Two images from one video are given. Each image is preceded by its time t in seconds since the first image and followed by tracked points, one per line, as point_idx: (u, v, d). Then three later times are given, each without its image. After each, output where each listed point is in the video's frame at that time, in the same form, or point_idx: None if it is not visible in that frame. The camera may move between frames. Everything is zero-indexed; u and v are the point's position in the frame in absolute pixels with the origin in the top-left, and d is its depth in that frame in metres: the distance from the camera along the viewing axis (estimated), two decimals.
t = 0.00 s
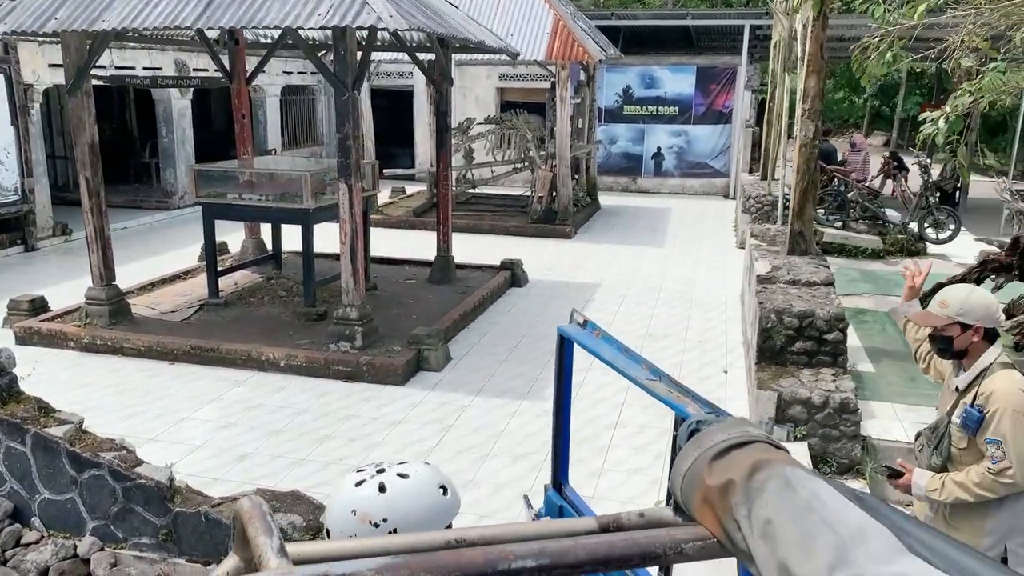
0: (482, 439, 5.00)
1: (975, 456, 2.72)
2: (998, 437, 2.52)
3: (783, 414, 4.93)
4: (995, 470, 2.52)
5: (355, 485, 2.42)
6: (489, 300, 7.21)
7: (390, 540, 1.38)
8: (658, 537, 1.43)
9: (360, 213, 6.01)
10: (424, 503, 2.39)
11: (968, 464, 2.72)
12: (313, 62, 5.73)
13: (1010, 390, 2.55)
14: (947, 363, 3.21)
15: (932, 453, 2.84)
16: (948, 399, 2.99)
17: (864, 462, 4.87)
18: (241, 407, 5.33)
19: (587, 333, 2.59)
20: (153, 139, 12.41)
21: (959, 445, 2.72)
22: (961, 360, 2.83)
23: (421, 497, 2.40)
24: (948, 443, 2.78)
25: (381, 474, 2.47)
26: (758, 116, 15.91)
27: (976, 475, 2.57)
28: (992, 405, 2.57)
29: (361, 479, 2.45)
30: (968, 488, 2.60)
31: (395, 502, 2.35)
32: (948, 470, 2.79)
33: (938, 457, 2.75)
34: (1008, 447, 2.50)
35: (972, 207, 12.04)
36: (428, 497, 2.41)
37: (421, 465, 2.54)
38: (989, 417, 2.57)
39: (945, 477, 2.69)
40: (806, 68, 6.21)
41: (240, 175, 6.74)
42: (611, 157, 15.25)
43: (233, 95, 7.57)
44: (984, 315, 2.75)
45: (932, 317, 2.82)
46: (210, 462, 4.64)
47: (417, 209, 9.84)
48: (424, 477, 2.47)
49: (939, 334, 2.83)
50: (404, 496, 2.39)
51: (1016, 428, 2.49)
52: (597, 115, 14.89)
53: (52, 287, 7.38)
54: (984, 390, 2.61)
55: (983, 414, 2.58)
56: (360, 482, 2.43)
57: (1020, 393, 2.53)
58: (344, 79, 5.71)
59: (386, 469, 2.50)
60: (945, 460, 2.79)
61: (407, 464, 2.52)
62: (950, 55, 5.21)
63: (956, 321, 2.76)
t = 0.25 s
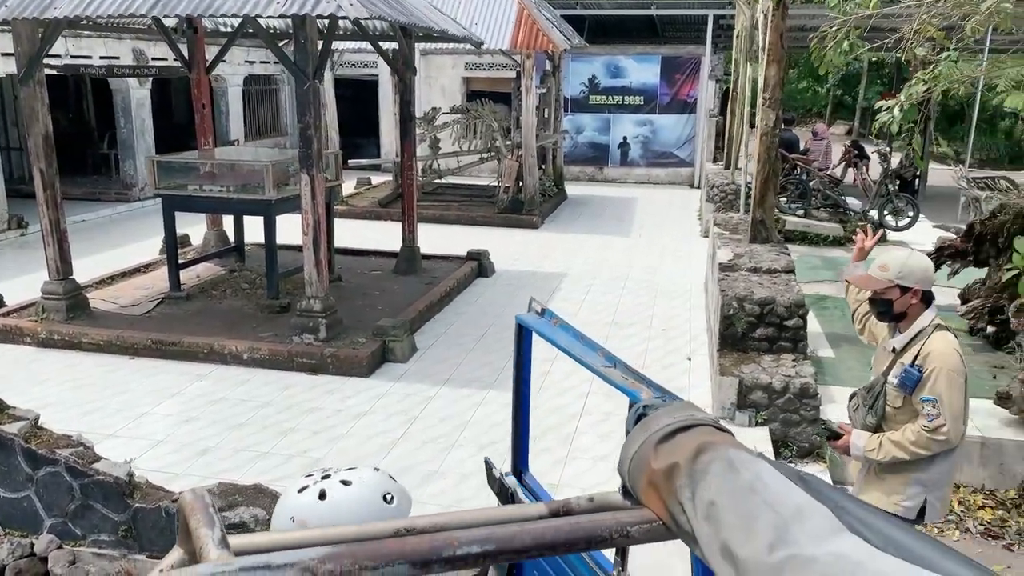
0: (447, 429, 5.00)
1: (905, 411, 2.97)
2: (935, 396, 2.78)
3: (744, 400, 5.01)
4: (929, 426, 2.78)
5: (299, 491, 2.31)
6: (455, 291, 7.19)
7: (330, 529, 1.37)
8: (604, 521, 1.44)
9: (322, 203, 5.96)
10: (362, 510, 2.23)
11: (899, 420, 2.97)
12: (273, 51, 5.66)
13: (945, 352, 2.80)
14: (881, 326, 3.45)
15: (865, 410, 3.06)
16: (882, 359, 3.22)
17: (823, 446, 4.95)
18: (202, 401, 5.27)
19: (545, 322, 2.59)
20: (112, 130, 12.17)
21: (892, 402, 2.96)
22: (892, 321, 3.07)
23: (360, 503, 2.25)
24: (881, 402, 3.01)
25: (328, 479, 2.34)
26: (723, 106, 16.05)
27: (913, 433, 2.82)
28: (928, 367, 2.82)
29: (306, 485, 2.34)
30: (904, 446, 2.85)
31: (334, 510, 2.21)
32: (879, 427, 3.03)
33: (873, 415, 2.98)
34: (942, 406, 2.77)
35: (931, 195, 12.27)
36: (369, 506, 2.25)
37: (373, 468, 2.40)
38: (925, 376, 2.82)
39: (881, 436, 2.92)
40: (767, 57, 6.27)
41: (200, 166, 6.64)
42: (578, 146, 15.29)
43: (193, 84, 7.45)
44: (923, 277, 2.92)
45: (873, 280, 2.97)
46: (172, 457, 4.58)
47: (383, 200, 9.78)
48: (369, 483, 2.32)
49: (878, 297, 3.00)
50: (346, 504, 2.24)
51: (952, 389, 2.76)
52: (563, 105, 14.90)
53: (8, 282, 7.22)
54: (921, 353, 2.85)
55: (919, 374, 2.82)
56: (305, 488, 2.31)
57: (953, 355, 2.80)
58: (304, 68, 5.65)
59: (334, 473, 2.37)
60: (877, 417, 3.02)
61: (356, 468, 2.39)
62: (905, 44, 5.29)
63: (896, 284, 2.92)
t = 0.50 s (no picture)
0: (408, 419, 4.99)
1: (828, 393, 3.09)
2: (860, 378, 2.89)
3: (702, 385, 5.08)
4: (853, 407, 2.89)
5: (227, 496, 2.28)
6: (416, 281, 7.17)
7: (274, 520, 1.36)
8: (550, 505, 1.45)
9: (278, 194, 5.89)
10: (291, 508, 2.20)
11: (823, 401, 3.09)
12: (225, 38, 5.56)
13: (870, 337, 2.92)
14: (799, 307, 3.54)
15: (791, 391, 3.17)
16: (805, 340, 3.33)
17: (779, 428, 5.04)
18: (158, 396, 5.19)
19: (499, 310, 2.57)
20: (62, 120, 11.87)
21: (817, 384, 3.08)
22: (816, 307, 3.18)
23: (289, 503, 2.21)
24: (807, 384, 3.12)
25: (257, 482, 2.31)
26: (682, 93, 16.17)
27: (839, 413, 2.91)
28: (855, 350, 2.93)
29: (234, 490, 2.30)
30: (829, 426, 2.95)
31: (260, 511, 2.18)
32: (804, 408, 3.14)
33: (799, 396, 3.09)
34: (866, 387, 2.88)
35: (885, 181, 12.52)
36: (297, 504, 2.22)
37: (304, 469, 2.38)
38: (851, 359, 2.93)
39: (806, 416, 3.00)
40: (722, 46, 6.33)
41: (153, 156, 6.51)
42: (539, 135, 15.30)
43: (144, 73, 7.29)
44: (847, 263, 3.03)
45: (801, 267, 3.08)
46: (126, 453, 4.50)
47: (343, 189, 9.69)
48: (297, 483, 2.29)
49: (805, 283, 3.10)
50: (273, 505, 2.21)
51: (877, 371, 2.88)
52: (524, 93, 14.88)
53: None
54: (848, 336, 2.96)
55: (845, 357, 2.93)
56: (234, 493, 2.29)
57: (878, 339, 2.92)
58: (258, 55, 5.57)
59: (263, 477, 2.34)
60: (801, 399, 3.13)
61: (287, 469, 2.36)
62: (855, 32, 5.38)
63: (822, 271, 3.03)
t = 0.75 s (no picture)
0: (373, 411, 4.97)
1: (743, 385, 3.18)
2: (764, 368, 2.97)
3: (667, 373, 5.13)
4: (758, 397, 2.97)
5: (169, 498, 2.27)
6: (381, 273, 7.13)
7: (227, 514, 1.35)
8: (505, 493, 1.46)
9: (239, 186, 5.81)
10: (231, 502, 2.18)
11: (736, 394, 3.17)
12: (182, 27, 5.46)
13: (776, 328, 3.00)
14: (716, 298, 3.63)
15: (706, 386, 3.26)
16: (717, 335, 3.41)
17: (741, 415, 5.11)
18: (118, 392, 5.11)
19: (460, 301, 2.55)
20: (16, 111, 11.58)
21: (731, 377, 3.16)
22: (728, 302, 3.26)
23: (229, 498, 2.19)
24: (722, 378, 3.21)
25: (198, 482, 2.29)
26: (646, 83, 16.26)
27: (743, 401, 2.99)
28: (761, 342, 3.02)
29: (172, 493, 2.27)
30: (733, 412, 3.02)
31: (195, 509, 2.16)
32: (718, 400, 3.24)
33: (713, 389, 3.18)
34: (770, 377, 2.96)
35: (845, 171, 12.73)
36: (233, 499, 2.20)
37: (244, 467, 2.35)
38: (757, 351, 3.01)
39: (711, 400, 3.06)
40: (684, 36, 6.38)
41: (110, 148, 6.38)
42: (505, 125, 15.28)
43: (100, 63, 7.14)
44: (752, 258, 3.11)
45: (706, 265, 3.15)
46: (86, 450, 4.43)
47: (307, 181, 9.60)
48: (236, 480, 2.26)
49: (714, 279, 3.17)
50: (209, 501, 2.19)
51: (781, 361, 2.95)
52: (489, 83, 14.85)
53: None
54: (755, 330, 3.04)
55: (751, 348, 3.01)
56: (175, 494, 2.27)
57: (782, 331, 3.00)
58: (216, 45, 5.48)
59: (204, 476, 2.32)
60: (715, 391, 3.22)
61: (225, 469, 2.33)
62: (813, 23, 5.45)
63: (725, 267, 3.10)
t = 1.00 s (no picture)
0: (335, 405, 4.94)
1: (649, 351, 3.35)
2: (659, 340, 3.14)
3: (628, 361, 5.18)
4: (655, 366, 3.16)
5: (116, 497, 2.24)
6: (342, 265, 7.07)
7: (177, 510, 1.33)
8: (459, 483, 1.47)
9: (195, 178, 5.71)
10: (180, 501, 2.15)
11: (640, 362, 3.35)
12: (133, 16, 5.34)
13: (669, 300, 3.14)
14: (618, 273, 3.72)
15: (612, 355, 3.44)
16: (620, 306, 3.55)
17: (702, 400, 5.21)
18: (72, 390, 5.00)
19: (418, 292, 2.54)
20: None
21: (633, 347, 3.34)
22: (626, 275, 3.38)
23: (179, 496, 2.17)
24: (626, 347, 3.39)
25: (147, 481, 2.27)
26: (606, 74, 16.35)
27: (640, 370, 3.17)
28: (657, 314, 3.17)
29: (120, 493, 2.23)
30: (633, 381, 3.21)
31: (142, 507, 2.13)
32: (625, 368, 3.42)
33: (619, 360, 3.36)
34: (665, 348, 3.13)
35: (802, 160, 12.95)
36: (181, 497, 2.17)
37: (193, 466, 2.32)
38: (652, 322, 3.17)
39: (612, 368, 3.26)
40: (643, 26, 6.42)
41: (60, 141, 6.22)
42: (466, 116, 15.24)
43: (48, 54, 6.95)
44: (642, 233, 3.19)
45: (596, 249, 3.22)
46: (39, 450, 4.33)
47: (265, 173, 9.48)
48: (184, 478, 2.24)
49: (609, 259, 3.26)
50: (155, 500, 2.16)
51: (676, 334, 3.12)
52: (449, 74, 14.80)
53: None
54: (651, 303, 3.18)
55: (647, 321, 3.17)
56: (122, 493, 2.24)
57: (676, 302, 3.13)
58: (169, 35, 5.37)
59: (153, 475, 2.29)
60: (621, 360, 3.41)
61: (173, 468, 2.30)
62: (768, 14, 5.52)
63: (615, 248, 3.18)
